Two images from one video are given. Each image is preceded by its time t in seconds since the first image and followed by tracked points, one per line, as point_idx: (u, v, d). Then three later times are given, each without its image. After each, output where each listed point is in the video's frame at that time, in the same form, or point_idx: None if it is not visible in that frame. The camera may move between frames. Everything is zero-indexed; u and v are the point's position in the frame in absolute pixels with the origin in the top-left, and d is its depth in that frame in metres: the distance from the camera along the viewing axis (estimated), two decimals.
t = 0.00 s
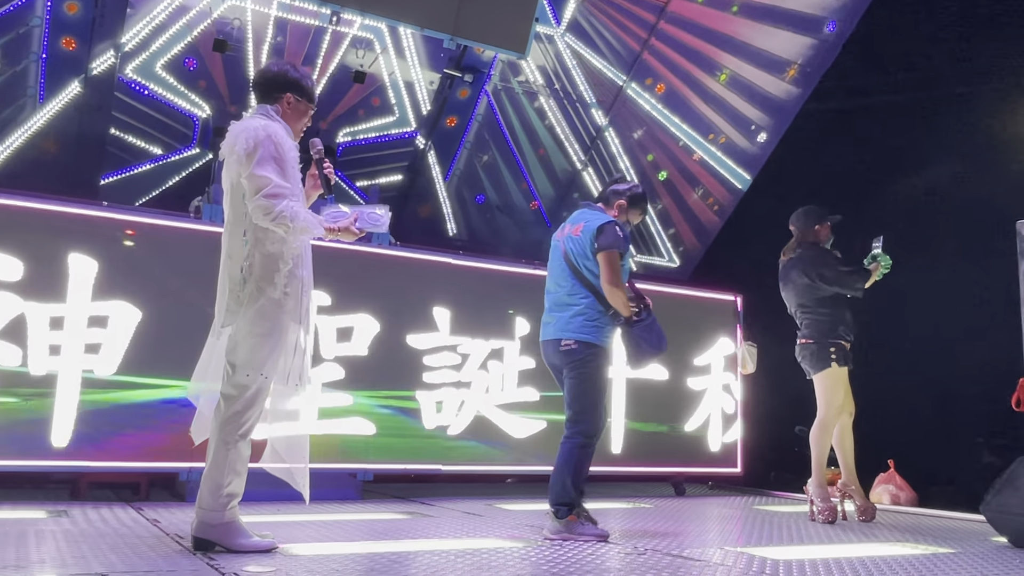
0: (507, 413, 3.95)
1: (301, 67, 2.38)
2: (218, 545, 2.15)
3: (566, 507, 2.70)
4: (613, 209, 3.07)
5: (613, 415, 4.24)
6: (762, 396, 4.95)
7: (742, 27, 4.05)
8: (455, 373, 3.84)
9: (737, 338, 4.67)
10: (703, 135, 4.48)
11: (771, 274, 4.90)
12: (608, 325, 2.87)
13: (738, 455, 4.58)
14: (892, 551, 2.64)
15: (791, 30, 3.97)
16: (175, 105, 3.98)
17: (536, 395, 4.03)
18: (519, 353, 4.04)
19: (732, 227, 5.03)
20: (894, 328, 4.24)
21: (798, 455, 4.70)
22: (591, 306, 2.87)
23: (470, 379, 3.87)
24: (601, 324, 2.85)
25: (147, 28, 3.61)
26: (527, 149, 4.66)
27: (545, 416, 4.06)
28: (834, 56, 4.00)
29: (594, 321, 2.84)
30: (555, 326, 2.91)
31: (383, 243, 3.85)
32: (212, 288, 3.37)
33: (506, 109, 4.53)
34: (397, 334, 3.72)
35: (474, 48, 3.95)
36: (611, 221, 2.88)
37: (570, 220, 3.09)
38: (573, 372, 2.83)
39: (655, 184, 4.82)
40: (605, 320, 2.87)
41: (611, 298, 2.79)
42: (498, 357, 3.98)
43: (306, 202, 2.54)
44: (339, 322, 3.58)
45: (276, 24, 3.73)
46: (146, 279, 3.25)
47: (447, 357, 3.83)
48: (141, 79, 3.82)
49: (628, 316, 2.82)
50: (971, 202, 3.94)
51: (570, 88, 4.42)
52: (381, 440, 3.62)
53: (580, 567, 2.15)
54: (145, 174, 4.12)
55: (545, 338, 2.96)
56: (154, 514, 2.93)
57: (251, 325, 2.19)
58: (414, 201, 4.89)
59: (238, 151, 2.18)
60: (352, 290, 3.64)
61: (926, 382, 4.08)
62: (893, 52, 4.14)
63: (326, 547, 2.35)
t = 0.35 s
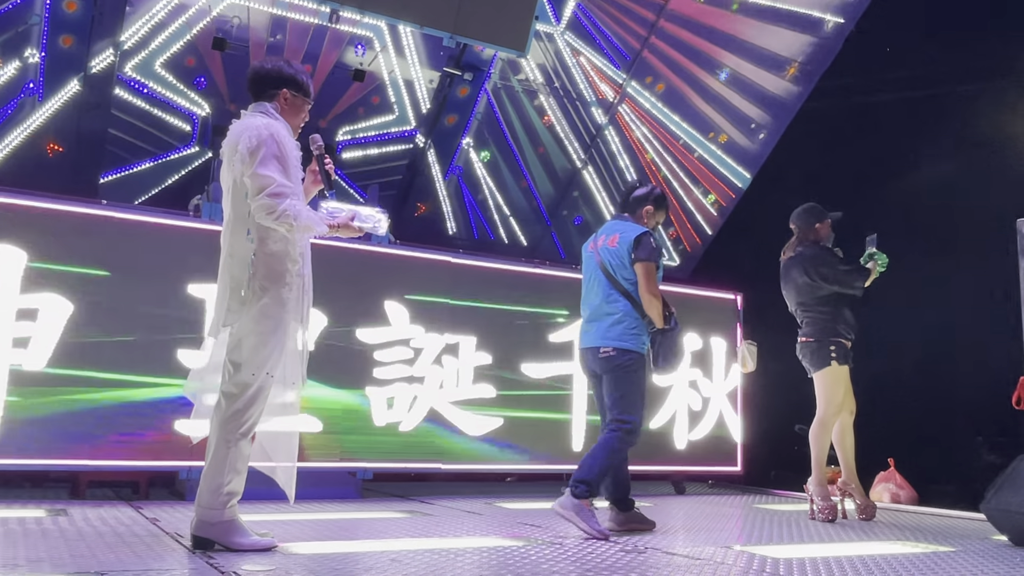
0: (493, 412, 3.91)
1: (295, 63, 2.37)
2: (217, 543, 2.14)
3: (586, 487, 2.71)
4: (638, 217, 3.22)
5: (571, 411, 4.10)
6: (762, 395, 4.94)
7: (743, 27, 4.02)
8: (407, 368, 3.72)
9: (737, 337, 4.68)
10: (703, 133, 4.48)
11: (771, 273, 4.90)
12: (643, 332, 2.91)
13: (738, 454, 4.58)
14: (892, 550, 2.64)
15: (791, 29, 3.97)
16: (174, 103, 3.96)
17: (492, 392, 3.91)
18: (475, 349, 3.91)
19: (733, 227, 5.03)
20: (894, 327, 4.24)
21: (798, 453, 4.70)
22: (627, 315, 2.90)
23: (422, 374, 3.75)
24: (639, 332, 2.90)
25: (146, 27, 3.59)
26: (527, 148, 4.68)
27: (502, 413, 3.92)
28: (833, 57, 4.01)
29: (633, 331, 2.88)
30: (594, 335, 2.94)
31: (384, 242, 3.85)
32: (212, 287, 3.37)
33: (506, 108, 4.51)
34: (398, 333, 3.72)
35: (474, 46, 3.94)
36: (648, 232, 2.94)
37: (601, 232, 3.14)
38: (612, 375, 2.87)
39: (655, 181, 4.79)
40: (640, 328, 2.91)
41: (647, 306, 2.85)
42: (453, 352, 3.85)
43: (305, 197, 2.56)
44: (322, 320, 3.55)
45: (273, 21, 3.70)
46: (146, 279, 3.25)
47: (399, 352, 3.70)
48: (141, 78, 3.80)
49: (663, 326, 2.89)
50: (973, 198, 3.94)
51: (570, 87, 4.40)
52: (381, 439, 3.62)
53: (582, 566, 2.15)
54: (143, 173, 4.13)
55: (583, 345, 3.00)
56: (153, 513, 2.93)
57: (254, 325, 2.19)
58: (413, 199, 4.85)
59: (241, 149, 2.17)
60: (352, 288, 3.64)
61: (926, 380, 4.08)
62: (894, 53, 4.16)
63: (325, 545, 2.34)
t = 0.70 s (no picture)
0: (495, 413, 3.91)
1: (292, 62, 2.37)
2: (220, 545, 2.14)
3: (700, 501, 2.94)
4: (667, 224, 3.25)
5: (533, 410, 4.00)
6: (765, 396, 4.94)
7: (742, 24, 4.07)
8: (360, 366, 3.60)
9: (740, 338, 4.67)
10: (706, 134, 4.45)
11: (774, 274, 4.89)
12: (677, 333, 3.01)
13: (741, 455, 4.57)
14: (895, 550, 2.63)
15: (792, 28, 3.96)
16: (177, 104, 3.95)
17: (448, 391, 3.80)
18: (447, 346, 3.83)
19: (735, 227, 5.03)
20: (897, 328, 4.23)
21: (801, 454, 4.69)
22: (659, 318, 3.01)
23: (377, 372, 3.64)
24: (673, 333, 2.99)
25: (149, 28, 3.60)
26: (529, 149, 4.70)
27: (461, 412, 3.82)
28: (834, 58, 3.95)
29: (665, 332, 2.99)
30: (630, 341, 3.07)
31: (385, 243, 3.84)
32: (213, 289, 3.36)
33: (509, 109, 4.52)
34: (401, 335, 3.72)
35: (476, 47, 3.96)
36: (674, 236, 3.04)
37: (631, 239, 3.23)
38: (660, 380, 2.97)
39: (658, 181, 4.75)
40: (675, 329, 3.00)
41: (674, 303, 2.95)
42: (409, 349, 3.73)
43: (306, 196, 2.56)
44: (324, 321, 3.55)
45: (275, 22, 3.72)
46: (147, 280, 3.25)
47: (351, 349, 3.59)
48: (143, 79, 3.80)
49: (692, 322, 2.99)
50: (976, 198, 3.93)
51: (572, 88, 4.43)
52: (384, 440, 3.62)
53: (585, 567, 2.15)
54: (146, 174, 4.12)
55: (621, 352, 3.11)
56: (156, 514, 2.93)
57: (255, 326, 2.19)
58: (419, 199, 4.80)
59: (240, 150, 2.17)
60: (354, 290, 3.63)
61: (929, 381, 4.07)
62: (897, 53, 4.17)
63: (327, 546, 2.34)
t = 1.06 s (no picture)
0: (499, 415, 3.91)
1: (292, 66, 2.37)
2: (224, 548, 2.15)
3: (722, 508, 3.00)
4: (710, 230, 3.36)
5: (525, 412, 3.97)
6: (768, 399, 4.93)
7: (743, 28, 4.26)
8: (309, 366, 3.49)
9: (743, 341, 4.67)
10: (707, 136, 4.66)
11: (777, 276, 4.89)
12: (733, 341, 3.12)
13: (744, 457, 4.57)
14: (898, 553, 2.63)
15: (794, 32, 4.22)
16: (180, 108, 3.96)
17: (404, 391, 3.68)
18: (450, 349, 3.83)
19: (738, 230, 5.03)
20: (901, 330, 4.22)
21: (805, 457, 4.69)
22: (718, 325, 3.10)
23: (326, 372, 3.52)
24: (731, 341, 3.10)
25: (152, 32, 3.62)
26: (531, 151, 4.68)
27: (464, 414, 3.82)
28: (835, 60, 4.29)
29: (726, 341, 3.08)
30: (689, 349, 3.12)
31: (389, 246, 3.84)
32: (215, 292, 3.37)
33: (511, 112, 4.54)
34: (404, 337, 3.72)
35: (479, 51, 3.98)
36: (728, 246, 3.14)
37: (677, 248, 3.28)
38: (715, 386, 3.05)
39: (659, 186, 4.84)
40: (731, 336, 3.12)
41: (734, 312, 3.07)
42: (362, 348, 3.61)
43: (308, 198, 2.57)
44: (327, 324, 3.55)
45: (278, 26, 3.74)
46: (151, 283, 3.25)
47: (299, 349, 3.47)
48: (147, 83, 3.81)
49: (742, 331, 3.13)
50: (979, 200, 3.92)
51: (574, 90, 4.47)
52: (387, 443, 3.62)
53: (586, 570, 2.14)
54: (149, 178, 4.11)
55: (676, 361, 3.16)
56: (159, 517, 2.93)
57: (256, 329, 2.19)
58: (421, 205, 4.80)
59: (240, 154, 2.18)
60: (357, 293, 3.63)
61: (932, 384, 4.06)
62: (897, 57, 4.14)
63: (332, 549, 2.34)
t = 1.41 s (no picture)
0: (502, 419, 3.91)
1: (296, 70, 2.39)
2: (228, 552, 2.15)
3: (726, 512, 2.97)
4: (738, 239, 3.31)
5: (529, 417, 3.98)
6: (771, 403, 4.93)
7: (747, 32, 4.03)
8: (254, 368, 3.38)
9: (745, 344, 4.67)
10: (711, 141, 4.43)
11: (779, 280, 4.89)
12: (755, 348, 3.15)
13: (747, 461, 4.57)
14: (903, 557, 2.62)
15: (795, 36, 3.93)
16: (184, 113, 3.98)
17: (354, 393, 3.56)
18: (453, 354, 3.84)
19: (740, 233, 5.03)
20: (904, 333, 4.22)
21: (808, 461, 4.69)
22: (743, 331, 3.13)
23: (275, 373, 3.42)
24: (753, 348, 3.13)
25: (157, 38, 3.61)
26: (533, 154, 4.71)
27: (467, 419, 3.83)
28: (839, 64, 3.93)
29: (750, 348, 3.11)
30: (711, 354, 3.13)
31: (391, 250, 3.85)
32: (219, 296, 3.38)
33: (514, 117, 4.57)
34: (406, 342, 3.73)
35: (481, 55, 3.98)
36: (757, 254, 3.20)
37: (704, 254, 3.30)
38: (731, 392, 3.07)
39: (663, 191, 4.73)
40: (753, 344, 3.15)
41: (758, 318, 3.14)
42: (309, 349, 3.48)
43: (312, 203, 2.57)
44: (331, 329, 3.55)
45: (281, 32, 3.70)
46: (155, 288, 3.26)
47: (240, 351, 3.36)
48: (150, 88, 3.83)
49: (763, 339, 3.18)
50: (982, 203, 3.92)
51: (576, 95, 4.45)
52: (390, 448, 3.62)
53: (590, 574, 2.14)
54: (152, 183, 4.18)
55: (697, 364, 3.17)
56: (163, 522, 2.94)
57: (257, 334, 2.19)
58: (420, 207, 5.00)
59: (240, 159, 2.19)
60: (359, 297, 3.64)
61: (936, 387, 4.06)
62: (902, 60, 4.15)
63: (340, 554, 2.34)
